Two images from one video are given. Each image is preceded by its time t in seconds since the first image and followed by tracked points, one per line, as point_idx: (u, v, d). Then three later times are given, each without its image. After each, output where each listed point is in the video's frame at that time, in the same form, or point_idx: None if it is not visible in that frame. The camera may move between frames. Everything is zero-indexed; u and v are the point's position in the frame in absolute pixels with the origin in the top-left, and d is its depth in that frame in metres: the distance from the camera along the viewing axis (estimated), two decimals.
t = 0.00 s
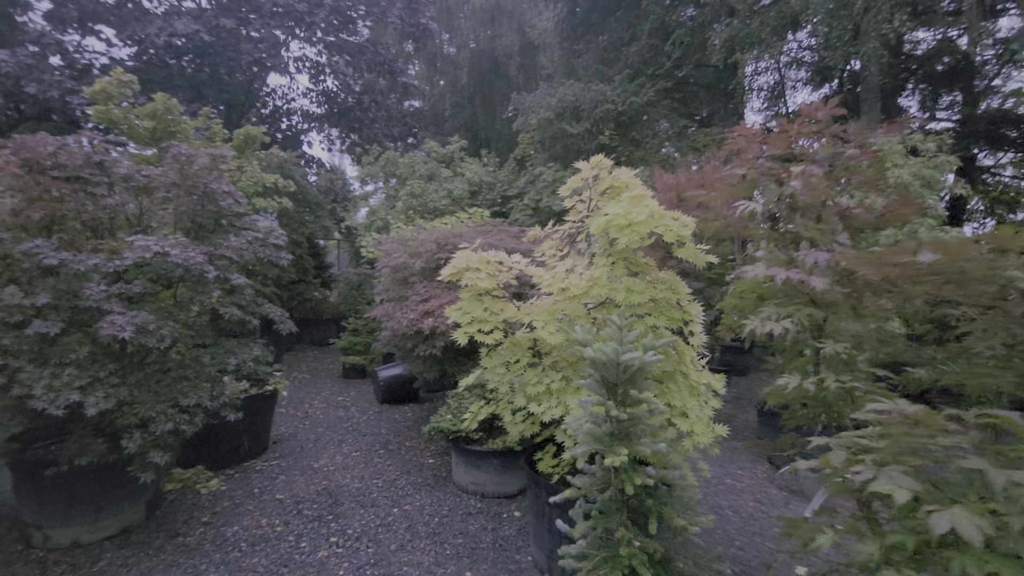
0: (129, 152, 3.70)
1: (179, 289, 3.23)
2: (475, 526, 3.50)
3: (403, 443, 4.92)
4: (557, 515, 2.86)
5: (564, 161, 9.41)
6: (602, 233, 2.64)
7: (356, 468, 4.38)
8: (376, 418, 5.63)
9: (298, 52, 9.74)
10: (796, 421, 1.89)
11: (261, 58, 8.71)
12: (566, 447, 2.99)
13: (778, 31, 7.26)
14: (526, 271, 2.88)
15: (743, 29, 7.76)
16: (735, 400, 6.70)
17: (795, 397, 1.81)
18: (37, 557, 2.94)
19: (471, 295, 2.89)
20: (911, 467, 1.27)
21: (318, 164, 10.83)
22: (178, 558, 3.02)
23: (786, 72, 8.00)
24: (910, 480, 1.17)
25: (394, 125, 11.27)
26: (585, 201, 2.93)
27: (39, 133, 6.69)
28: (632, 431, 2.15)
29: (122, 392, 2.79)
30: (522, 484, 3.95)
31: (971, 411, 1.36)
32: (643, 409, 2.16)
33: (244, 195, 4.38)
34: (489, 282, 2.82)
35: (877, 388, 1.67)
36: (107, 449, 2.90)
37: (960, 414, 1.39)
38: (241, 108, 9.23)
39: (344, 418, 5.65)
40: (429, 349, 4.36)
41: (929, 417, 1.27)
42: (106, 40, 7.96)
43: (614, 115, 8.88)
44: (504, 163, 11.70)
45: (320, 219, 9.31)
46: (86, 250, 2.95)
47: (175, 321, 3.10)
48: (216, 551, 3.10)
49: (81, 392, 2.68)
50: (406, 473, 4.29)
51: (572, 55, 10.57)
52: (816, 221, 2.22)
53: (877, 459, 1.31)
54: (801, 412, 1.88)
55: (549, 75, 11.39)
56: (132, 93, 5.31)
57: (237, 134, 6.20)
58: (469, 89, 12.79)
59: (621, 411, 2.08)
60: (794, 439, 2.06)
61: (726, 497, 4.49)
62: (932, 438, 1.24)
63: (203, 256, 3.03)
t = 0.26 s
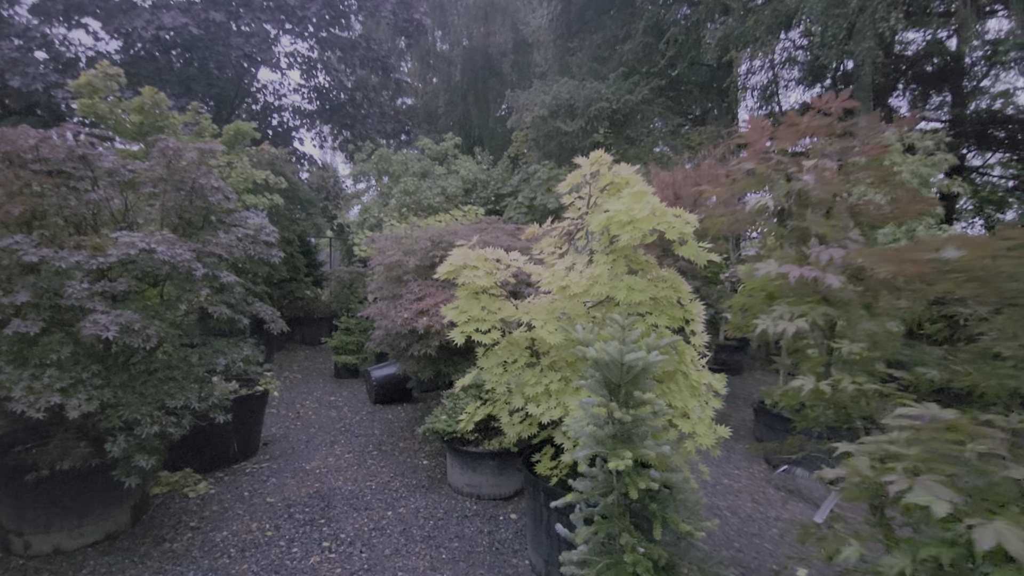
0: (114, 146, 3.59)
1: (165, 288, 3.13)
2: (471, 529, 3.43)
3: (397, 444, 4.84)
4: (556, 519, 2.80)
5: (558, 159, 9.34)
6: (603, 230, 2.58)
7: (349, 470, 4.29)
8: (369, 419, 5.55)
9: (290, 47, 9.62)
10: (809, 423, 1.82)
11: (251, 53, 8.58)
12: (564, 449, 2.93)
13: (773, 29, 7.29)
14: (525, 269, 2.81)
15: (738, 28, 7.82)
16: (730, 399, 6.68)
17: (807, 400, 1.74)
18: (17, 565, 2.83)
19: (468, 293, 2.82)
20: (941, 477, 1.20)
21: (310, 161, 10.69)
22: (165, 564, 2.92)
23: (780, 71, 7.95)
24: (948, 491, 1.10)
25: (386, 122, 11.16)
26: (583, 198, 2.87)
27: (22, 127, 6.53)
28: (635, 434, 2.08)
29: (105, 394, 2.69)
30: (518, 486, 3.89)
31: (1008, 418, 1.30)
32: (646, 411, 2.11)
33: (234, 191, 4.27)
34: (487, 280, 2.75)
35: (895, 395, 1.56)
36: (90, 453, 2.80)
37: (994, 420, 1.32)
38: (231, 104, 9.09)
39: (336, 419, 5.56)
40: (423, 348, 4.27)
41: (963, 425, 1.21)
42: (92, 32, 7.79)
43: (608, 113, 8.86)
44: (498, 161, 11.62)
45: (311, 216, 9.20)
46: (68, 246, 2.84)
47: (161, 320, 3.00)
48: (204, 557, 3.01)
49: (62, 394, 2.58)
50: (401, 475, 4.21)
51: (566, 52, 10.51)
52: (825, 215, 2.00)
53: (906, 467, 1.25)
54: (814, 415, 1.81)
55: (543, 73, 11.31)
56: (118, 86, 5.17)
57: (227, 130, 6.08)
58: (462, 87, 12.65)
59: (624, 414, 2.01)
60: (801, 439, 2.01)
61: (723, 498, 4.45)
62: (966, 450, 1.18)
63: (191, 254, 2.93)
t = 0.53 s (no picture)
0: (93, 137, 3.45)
1: (146, 284, 3.00)
2: (465, 533, 3.33)
3: (388, 444, 4.73)
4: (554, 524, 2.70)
5: (553, 156, 9.24)
6: (601, 224, 2.48)
7: (339, 471, 4.18)
8: (360, 419, 5.43)
9: (280, 41, 9.49)
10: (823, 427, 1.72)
11: (239, 45, 8.41)
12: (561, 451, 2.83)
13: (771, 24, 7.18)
14: (521, 264, 2.71)
15: (733, 24, 7.80)
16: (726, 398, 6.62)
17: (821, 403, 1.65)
18: None
19: (462, 289, 2.72)
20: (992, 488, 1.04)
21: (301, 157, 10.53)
22: (146, 572, 2.80)
23: (774, 69, 7.77)
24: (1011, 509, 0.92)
25: (379, 118, 11.00)
26: (581, 191, 2.77)
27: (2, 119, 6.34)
28: (636, 437, 1.98)
29: (81, 395, 2.57)
30: (513, 487, 3.80)
31: None
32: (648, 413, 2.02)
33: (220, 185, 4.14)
34: (481, 276, 2.64)
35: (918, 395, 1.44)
36: (65, 457, 2.67)
37: None
38: (220, 97, 8.92)
39: (326, 418, 5.44)
40: (415, 347, 4.16)
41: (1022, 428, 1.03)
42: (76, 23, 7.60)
43: (603, 110, 8.78)
44: (491, 158, 11.50)
45: (302, 213, 9.07)
46: (41, 240, 2.71)
47: (140, 318, 2.87)
48: (187, 564, 2.89)
49: (34, 396, 2.45)
50: (392, 477, 4.11)
51: (560, 48, 10.41)
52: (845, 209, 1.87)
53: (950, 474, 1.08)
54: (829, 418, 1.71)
55: (537, 69, 11.20)
56: (101, 77, 5.01)
57: (214, 123, 5.93)
58: (456, 83, 12.47)
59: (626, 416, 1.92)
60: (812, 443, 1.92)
61: (722, 499, 4.38)
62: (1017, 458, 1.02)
63: (173, 249, 2.81)
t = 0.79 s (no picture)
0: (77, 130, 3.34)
1: (130, 283, 2.90)
2: (461, 540, 3.24)
3: (383, 446, 4.64)
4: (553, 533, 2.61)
5: (550, 153, 9.13)
6: (602, 222, 2.39)
7: (332, 475, 4.09)
8: (354, 420, 5.33)
9: (274, 35, 9.47)
10: (843, 437, 1.63)
11: (232, 38, 8.29)
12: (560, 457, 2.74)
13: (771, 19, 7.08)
14: (519, 264, 2.62)
15: (733, 20, 7.69)
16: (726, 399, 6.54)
17: (840, 412, 1.55)
18: None
19: (458, 289, 2.63)
20: None
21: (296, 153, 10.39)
22: None
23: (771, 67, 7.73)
24: None
25: (376, 114, 10.88)
26: (582, 188, 2.68)
27: None
28: (640, 445, 1.89)
29: (59, 399, 2.47)
30: (510, 492, 3.71)
31: None
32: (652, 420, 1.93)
33: (210, 181, 4.02)
34: (478, 276, 2.55)
35: (944, 405, 1.37)
36: (43, 465, 2.57)
37: None
38: (213, 92, 8.79)
39: (320, 420, 5.34)
40: (410, 348, 4.05)
41: None
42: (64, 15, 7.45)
43: (601, 106, 8.66)
44: (489, 155, 11.38)
45: (297, 210, 8.96)
46: (18, 237, 2.60)
47: (123, 320, 2.77)
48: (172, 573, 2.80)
49: (9, 400, 2.35)
50: (387, 480, 4.01)
51: (559, 44, 10.30)
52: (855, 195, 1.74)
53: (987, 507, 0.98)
54: (849, 428, 1.62)
55: (535, 65, 11.10)
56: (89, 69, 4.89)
57: (206, 118, 5.82)
58: (453, 80, 12.32)
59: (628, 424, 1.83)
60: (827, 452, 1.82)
61: (722, 503, 4.30)
62: None
63: (157, 246, 2.70)
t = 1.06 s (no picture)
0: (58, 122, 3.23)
1: (111, 281, 2.79)
2: (454, 547, 3.15)
3: (376, 448, 4.54)
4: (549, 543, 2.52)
5: (548, 151, 9.02)
6: (602, 222, 2.30)
7: (323, 478, 3.99)
8: (346, 421, 5.23)
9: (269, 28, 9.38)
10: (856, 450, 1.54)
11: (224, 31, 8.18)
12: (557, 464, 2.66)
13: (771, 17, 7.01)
14: (515, 264, 2.52)
15: (732, 19, 7.58)
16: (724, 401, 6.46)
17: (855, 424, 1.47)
18: None
19: (452, 290, 2.54)
20: None
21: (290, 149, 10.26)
22: None
23: (771, 67, 7.68)
24: None
25: (371, 110, 10.76)
26: (581, 186, 2.59)
27: None
28: (641, 456, 1.81)
29: (34, 403, 2.37)
30: (505, 497, 3.61)
31: None
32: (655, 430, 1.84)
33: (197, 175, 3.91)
34: (473, 276, 2.45)
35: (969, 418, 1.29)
36: (18, 471, 2.47)
37: None
38: (205, 86, 8.67)
39: (312, 420, 5.23)
40: (403, 349, 3.95)
41: None
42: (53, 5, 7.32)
43: (600, 104, 8.56)
44: (486, 153, 11.26)
45: (290, 206, 8.84)
46: None
47: (103, 319, 2.66)
48: None
49: None
50: (379, 484, 3.91)
51: (556, 42, 10.20)
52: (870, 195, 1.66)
53: None
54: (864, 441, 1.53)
55: (532, 62, 11.00)
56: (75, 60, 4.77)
57: (196, 112, 5.70)
58: (450, 77, 12.20)
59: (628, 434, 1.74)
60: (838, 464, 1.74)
61: (721, 508, 4.21)
62: None
63: (138, 243, 2.60)
